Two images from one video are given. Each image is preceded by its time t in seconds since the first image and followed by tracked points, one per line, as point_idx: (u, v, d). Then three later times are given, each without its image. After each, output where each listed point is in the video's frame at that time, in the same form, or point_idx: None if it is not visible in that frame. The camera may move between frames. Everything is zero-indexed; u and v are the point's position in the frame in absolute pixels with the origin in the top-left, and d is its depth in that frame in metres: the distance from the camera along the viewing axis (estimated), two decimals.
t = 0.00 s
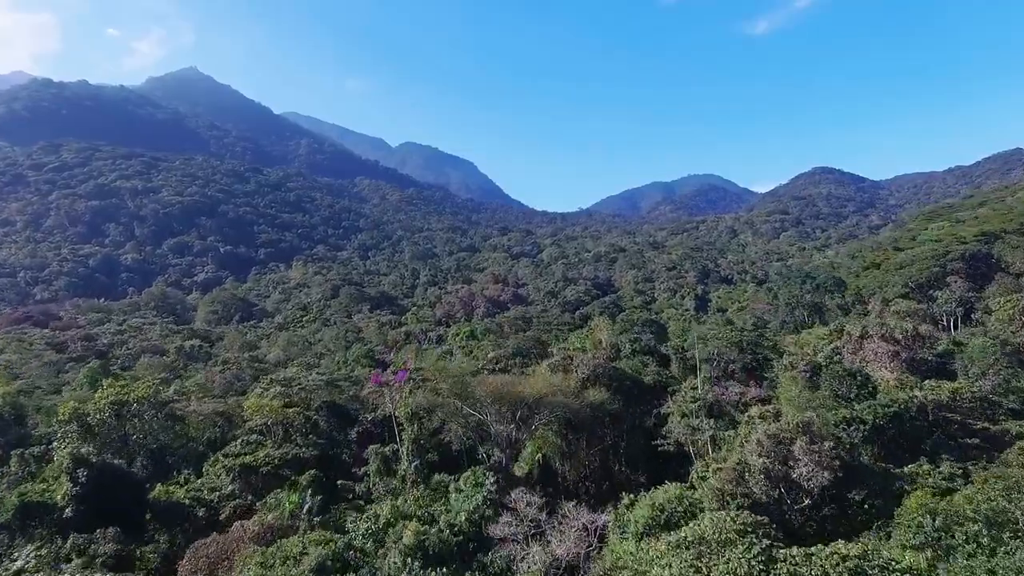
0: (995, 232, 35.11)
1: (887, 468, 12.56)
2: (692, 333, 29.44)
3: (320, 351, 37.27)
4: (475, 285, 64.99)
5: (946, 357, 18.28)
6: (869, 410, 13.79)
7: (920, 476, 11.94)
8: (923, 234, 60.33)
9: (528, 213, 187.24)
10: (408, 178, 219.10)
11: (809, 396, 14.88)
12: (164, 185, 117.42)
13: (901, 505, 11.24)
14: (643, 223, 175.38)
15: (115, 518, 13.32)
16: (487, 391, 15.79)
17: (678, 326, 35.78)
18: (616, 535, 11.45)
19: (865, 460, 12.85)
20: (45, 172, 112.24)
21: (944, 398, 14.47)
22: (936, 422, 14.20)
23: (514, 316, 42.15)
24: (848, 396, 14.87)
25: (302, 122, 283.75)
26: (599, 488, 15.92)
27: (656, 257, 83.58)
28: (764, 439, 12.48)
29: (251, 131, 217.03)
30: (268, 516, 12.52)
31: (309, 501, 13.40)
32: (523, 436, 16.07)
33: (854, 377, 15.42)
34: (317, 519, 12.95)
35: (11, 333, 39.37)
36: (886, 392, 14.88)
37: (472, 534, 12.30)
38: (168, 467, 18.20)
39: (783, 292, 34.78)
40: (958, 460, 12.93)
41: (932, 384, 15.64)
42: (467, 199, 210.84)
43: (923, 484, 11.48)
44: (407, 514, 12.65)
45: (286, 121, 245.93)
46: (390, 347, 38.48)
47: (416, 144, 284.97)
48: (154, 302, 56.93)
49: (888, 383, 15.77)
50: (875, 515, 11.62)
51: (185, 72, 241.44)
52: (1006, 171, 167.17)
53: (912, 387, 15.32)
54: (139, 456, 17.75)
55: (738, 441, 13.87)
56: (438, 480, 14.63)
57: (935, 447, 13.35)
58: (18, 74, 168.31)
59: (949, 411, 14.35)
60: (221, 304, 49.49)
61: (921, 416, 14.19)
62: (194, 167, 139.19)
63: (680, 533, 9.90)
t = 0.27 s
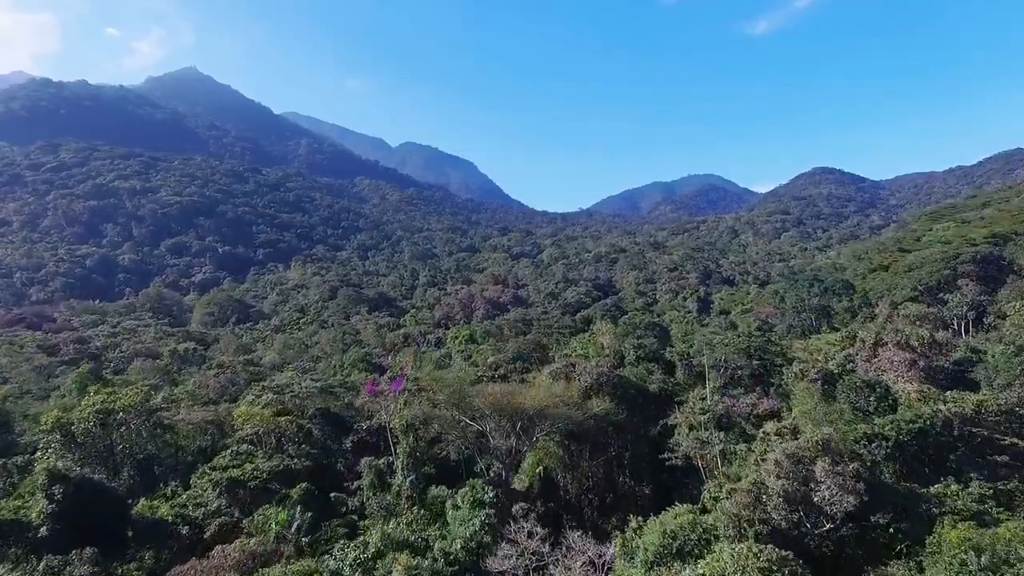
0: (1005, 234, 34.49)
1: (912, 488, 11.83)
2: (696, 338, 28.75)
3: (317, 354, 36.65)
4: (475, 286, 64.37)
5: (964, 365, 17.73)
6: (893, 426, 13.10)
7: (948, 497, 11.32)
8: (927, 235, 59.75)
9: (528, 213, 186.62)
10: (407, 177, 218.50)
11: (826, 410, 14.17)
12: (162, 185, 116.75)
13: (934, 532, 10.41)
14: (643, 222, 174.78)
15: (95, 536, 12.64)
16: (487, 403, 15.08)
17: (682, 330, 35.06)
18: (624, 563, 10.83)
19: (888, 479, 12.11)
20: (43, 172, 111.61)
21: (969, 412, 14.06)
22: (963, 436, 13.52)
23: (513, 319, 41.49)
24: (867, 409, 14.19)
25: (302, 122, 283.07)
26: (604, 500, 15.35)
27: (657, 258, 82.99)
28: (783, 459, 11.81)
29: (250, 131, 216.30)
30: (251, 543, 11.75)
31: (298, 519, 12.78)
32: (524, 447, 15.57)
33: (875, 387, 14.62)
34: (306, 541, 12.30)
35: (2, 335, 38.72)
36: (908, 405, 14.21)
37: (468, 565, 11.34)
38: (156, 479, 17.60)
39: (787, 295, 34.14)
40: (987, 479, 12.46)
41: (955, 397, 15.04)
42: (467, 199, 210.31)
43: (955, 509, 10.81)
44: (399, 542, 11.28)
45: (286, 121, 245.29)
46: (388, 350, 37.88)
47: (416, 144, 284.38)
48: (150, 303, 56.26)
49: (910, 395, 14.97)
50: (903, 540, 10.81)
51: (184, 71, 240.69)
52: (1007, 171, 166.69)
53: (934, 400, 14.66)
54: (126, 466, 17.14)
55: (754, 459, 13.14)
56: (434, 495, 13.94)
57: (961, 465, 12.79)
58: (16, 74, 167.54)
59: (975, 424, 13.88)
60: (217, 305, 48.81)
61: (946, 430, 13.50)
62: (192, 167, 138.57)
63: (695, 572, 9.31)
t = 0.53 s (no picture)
0: (1014, 236, 33.96)
1: (937, 509, 11.37)
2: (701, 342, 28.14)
3: (314, 357, 36.07)
4: (475, 287, 63.79)
5: (982, 371, 17.20)
6: (917, 442, 12.55)
7: (976, 520, 10.98)
8: (931, 236, 59.23)
9: (528, 213, 186.06)
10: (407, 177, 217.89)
11: (842, 421, 13.46)
12: (160, 185, 116.16)
13: (967, 560, 10.01)
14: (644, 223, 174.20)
15: (74, 553, 12.04)
16: (487, 414, 14.48)
17: (685, 333, 34.47)
18: None
19: (911, 498, 11.57)
20: (40, 172, 110.99)
21: (993, 425, 13.50)
22: (988, 452, 13.11)
23: (513, 321, 40.91)
24: (887, 421, 13.87)
25: (301, 121, 282.36)
26: (608, 514, 14.97)
27: (659, 258, 82.44)
28: (803, 481, 10.92)
29: (249, 131, 215.59)
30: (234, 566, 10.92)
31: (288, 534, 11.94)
32: (524, 458, 15.10)
33: (893, 400, 14.41)
34: (294, 560, 11.68)
35: None
36: (929, 419, 13.76)
37: None
38: (145, 488, 17.08)
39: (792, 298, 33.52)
40: (1015, 498, 12.08)
41: (978, 408, 14.46)
42: (467, 199, 209.79)
43: (982, 533, 10.55)
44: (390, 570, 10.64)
45: (285, 120, 244.69)
46: (387, 353, 37.35)
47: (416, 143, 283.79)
48: (146, 305, 55.67)
49: (931, 408, 14.28)
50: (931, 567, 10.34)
51: (183, 71, 240.02)
52: (1009, 171, 166.28)
53: (956, 411, 14.10)
54: (113, 476, 16.59)
55: (769, 477, 12.30)
56: (431, 510, 13.36)
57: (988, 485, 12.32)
58: (14, 73, 166.84)
59: (1000, 440, 13.41)
60: (214, 307, 48.21)
61: (971, 446, 13.03)
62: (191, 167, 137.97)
63: None
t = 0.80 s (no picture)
0: None
1: (965, 532, 10.52)
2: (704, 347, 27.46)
3: (309, 361, 35.49)
4: (475, 288, 63.24)
5: (1000, 378, 16.66)
6: (943, 459, 11.99)
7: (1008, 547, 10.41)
8: (934, 237, 58.72)
9: (528, 213, 185.54)
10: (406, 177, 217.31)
11: (858, 435, 12.85)
12: (159, 185, 115.61)
13: None
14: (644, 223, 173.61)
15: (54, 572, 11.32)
16: (485, 426, 13.84)
17: (687, 337, 33.87)
18: None
19: (938, 519, 10.55)
20: (38, 172, 110.43)
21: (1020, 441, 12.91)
22: (1016, 470, 12.54)
23: (513, 323, 40.35)
24: (908, 436, 13.42)
25: (301, 121, 281.71)
26: (612, 527, 14.44)
27: (660, 259, 81.94)
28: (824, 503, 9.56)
29: (249, 130, 214.98)
30: None
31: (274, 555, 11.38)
32: (525, 470, 14.55)
33: (914, 412, 13.89)
34: None
35: None
36: (953, 434, 13.24)
37: None
38: (133, 500, 16.45)
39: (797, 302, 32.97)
40: None
41: (1002, 420, 13.87)
42: (467, 199, 209.32)
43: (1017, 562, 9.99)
44: None
45: (285, 120, 244.14)
46: (385, 356, 36.83)
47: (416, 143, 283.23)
48: (142, 306, 55.08)
49: (954, 421, 13.69)
50: None
51: (183, 71, 239.38)
52: (1010, 171, 165.92)
53: (981, 425, 13.57)
54: (99, 486, 15.98)
55: (785, 495, 11.08)
56: (427, 524, 12.75)
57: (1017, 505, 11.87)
58: (12, 72, 166.10)
59: None
60: (210, 308, 47.63)
61: (999, 464, 12.50)
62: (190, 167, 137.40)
63: None
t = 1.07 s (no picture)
0: None
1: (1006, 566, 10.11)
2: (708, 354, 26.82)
3: (305, 365, 34.76)
4: (474, 289, 62.64)
5: None
6: (980, 483, 11.41)
7: None
8: (939, 239, 58.01)
9: (528, 213, 184.85)
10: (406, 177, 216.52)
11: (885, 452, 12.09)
12: (157, 185, 114.91)
13: None
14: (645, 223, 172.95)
15: None
16: (483, 443, 13.03)
17: (691, 341, 33.18)
18: None
19: (973, 548, 10.29)
20: (35, 171, 109.72)
21: None
22: None
23: (513, 326, 39.63)
24: (936, 455, 12.74)
25: (300, 121, 281.08)
26: (615, 545, 13.91)
27: (661, 260, 81.32)
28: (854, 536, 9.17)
29: (248, 130, 214.26)
30: None
31: None
32: (525, 486, 13.79)
33: (942, 429, 13.14)
34: None
35: None
36: (984, 454, 12.61)
37: None
38: (114, 516, 15.62)
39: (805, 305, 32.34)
40: None
41: None
42: (466, 199, 208.69)
43: None
44: None
45: (284, 120, 243.40)
46: (382, 360, 36.20)
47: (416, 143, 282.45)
48: (137, 307, 54.36)
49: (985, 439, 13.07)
50: None
51: (182, 70, 238.64)
52: (1012, 171, 165.48)
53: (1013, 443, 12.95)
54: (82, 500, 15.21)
55: (807, 523, 10.63)
56: (422, 545, 12.12)
57: None
58: (10, 71, 165.36)
59: None
60: (205, 310, 46.92)
61: None
62: (188, 167, 136.67)
63: None
